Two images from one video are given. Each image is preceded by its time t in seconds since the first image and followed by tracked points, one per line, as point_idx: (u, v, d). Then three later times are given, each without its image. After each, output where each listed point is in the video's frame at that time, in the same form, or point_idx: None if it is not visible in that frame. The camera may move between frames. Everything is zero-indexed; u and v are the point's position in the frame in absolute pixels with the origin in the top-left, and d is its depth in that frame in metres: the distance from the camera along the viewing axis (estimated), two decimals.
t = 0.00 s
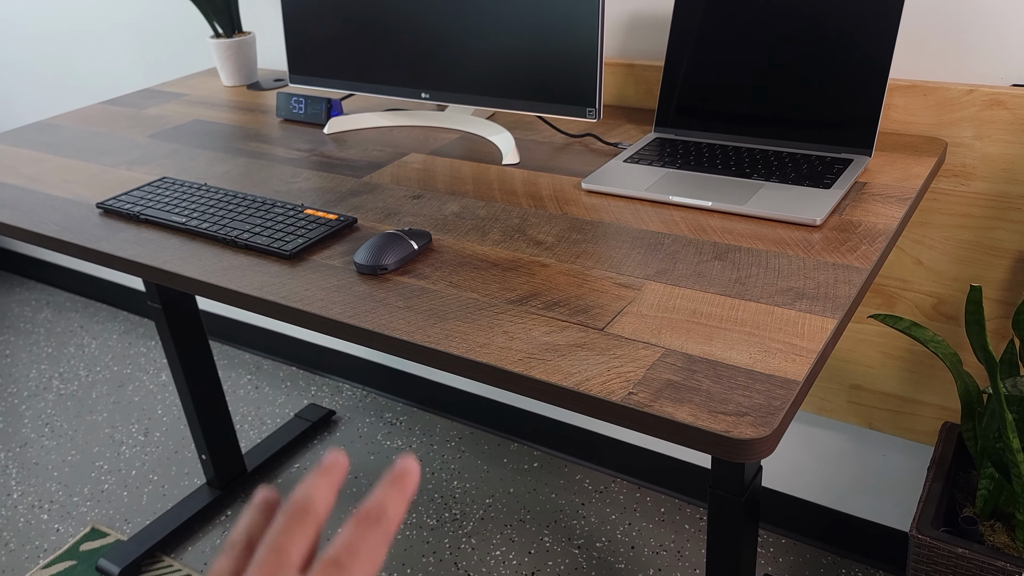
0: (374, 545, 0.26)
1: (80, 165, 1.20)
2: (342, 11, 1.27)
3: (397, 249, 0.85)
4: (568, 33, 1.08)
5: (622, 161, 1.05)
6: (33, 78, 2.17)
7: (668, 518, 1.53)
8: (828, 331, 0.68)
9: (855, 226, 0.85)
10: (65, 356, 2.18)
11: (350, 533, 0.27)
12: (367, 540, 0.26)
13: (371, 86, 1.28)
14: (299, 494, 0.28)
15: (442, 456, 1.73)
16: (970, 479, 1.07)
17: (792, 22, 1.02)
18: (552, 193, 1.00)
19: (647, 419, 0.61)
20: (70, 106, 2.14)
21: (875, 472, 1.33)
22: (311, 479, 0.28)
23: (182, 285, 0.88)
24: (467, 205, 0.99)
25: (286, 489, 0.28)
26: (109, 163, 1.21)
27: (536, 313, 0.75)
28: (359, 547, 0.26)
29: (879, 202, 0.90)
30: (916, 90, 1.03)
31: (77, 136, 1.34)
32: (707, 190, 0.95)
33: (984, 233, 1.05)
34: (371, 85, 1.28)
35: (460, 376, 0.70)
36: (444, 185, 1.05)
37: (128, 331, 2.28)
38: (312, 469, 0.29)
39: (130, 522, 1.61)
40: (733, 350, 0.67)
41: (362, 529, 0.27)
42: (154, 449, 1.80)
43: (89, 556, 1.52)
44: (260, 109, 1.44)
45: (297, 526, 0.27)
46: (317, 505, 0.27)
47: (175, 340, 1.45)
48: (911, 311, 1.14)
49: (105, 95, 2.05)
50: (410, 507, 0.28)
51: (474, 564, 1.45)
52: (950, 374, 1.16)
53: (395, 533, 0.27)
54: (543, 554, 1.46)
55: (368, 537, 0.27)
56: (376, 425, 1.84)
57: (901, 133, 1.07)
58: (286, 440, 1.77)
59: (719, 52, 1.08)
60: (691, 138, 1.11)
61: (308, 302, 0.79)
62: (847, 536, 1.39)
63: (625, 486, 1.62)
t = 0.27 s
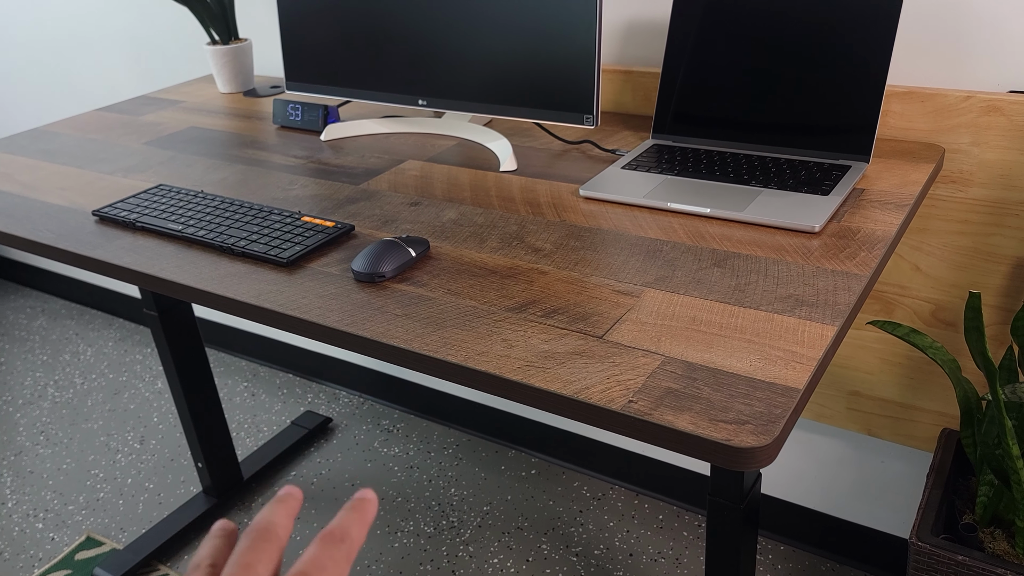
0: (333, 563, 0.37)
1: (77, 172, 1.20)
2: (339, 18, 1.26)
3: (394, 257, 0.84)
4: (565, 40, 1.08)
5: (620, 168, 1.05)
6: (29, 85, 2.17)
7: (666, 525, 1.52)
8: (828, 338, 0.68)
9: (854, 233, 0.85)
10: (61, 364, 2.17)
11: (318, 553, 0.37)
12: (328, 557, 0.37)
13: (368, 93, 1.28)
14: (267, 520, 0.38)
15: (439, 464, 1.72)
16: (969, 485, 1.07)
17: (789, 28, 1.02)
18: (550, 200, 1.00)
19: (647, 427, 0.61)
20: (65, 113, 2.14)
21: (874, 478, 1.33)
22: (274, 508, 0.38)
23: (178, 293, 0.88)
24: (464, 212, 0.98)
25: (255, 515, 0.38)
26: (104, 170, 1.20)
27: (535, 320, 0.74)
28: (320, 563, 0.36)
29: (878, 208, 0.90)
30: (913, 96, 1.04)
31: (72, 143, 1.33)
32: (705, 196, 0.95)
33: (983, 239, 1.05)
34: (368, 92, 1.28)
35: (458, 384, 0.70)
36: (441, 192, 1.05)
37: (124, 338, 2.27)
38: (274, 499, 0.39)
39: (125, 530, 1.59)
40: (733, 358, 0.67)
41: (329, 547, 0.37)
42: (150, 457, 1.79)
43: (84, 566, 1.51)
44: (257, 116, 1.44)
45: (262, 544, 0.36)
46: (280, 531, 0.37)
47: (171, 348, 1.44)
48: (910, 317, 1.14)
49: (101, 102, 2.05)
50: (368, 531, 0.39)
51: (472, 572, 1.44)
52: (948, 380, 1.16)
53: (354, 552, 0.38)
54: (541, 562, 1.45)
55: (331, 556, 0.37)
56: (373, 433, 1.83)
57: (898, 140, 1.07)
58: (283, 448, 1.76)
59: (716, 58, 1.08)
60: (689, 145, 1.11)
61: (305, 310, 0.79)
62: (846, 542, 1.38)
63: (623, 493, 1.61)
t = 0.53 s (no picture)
0: (301, 485, 0.26)
1: (70, 174, 1.19)
2: (333, 19, 1.26)
3: (390, 259, 0.84)
4: (561, 40, 1.07)
5: (616, 169, 1.04)
6: (21, 86, 2.15)
7: (663, 527, 1.52)
8: (826, 341, 0.67)
9: (851, 234, 0.85)
10: (54, 367, 2.16)
11: (277, 471, 0.26)
12: (294, 478, 0.26)
13: (363, 94, 1.27)
14: (222, 437, 0.27)
15: (435, 466, 1.71)
16: (966, 487, 1.07)
17: (786, 29, 1.02)
18: (546, 202, 0.99)
19: (645, 431, 0.60)
20: (59, 114, 2.12)
21: (870, 480, 1.33)
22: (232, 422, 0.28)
23: (172, 296, 0.87)
24: (460, 214, 0.98)
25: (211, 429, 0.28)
26: (98, 172, 1.20)
27: (532, 323, 0.74)
28: (288, 485, 0.26)
29: (875, 209, 0.89)
30: (910, 97, 1.03)
31: (66, 145, 1.32)
32: (702, 198, 0.94)
33: (979, 241, 1.05)
34: (363, 93, 1.28)
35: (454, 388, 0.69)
36: (437, 193, 1.05)
37: (118, 341, 2.26)
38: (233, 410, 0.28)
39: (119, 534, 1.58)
40: (731, 360, 0.66)
41: (290, 466, 0.26)
42: (144, 460, 1.78)
43: (78, 569, 1.50)
44: (251, 117, 1.43)
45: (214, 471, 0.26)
46: (237, 449, 0.27)
47: (166, 350, 1.43)
48: (907, 318, 1.13)
49: (94, 103, 2.04)
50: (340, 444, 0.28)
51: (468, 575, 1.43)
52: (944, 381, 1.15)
53: (323, 470, 0.27)
54: (537, 564, 1.45)
55: (294, 474, 0.26)
56: (368, 435, 1.82)
57: (895, 141, 1.07)
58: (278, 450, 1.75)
59: (712, 59, 1.08)
60: (685, 146, 1.11)
61: (300, 313, 0.78)
62: (842, 544, 1.38)
63: (620, 495, 1.61)
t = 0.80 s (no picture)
0: (277, 540, 0.41)
1: (64, 174, 1.18)
2: (330, 17, 1.25)
3: (387, 258, 0.83)
4: (558, 39, 1.07)
5: (614, 168, 1.04)
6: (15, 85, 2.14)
7: (661, 527, 1.51)
8: (827, 340, 0.67)
9: (851, 233, 0.84)
10: (49, 368, 2.14)
11: (258, 527, 0.41)
12: (272, 533, 0.41)
13: (360, 93, 1.27)
14: (207, 499, 0.43)
15: (432, 466, 1.70)
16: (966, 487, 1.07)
17: (783, 28, 1.02)
18: (544, 201, 0.99)
19: (645, 431, 0.60)
20: (53, 113, 2.11)
21: (869, 479, 1.33)
22: (217, 488, 0.43)
23: (167, 296, 0.86)
24: (458, 213, 0.97)
25: (198, 494, 0.43)
26: (92, 171, 1.19)
27: (530, 323, 0.73)
28: (265, 539, 0.40)
29: (875, 208, 0.89)
30: (908, 95, 1.03)
31: (60, 144, 1.32)
32: (700, 197, 0.94)
33: (978, 239, 1.04)
34: (360, 92, 1.27)
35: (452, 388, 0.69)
36: (434, 193, 1.04)
37: (113, 341, 2.25)
38: (218, 480, 0.44)
39: (115, 535, 1.57)
40: (731, 360, 0.66)
41: (271, 523, 0.41)
42: (139, 461, 1.77)
43: (73, 572, 1.49)
44: (247, 117, 1.42)
45: (206, 525, 0.41)
46: (221, 512, 0.42)
47: (161, 351, 1.42)
48: (905, 317, 1.13)
49: (89, 102, 2.02)
50: (312, 506, 0.43)
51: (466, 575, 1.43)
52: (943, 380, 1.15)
53: (296, 527, 0.42)
54: (535, 565, 1.44)
55: (272, 530, 0.41)
56: (365, 435, 1.82)
57: (893, 139, 1.07)
58: (274, 451, 1.74)
59: (710, 58, 1.08)
60: (683, 145, 1.10)
61: (297, 313, 0.77)
62: (841, 544, 1.38)
63: (618, 495, 1.60)
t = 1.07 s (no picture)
0: (180, 438, 0.26)
1: (60, 175, 1.18)
2: (326, 18, 1.25)
3: (383, 260, 0.83)
4: (555, 40, 1.07)
5: (611, 169, 1.04)
6: (12, 86, 2.14)
7: (658, 529, 1.51)
8: (823, 341, 0.67)
9: (847, 234, 0.84)
10: (45, 369, 2.14)
11: (154, 421, 0.26)
12: (172, 429, 0.26)
13: (356, 95, 1.27)
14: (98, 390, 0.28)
15: (429, 468, 1.70)
16: (962, 488, 1.07)
17: (780, 29, 1.02)
18: (540, 202, 0.99)
19: (641, 433, 0.59)
20: (50, 114, 2.11)
21: (865, 480, 1.33)
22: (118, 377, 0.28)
23: (163, 297, 0.86)
24: (454, 214, 0.97)
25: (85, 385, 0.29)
26: (88, 173, 1.19)
27: (526, 324, 0.73)
28: (163, 438, 0.26)
29: (871, 209, 0.89)
30: (904, 97, 1.03)
31: (56, 145, 1.31)
32: (697, 198, 0.94)
33: (974, 241, 1.04)
34: (356, 93, 1.27)
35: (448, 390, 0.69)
36: (430, 194, 1.04)
37: (110, 343, 2.24)
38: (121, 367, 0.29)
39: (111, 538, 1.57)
40: (727, 361, 0.66)
41: (168, 418, 0.26)
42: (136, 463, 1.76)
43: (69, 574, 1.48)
44: (243, 118, 1.42)
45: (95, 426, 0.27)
46: (122, 403, 0.27)
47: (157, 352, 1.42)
48: (902, 319, 1.13)
49: (86, 103, 2.02)
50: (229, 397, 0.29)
51: None
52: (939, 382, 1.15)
53: (206, 422, 0.27)
54: (532, 566, 1.44)
55: (172, 426, 0.26)
56: (362, 437, 1.82)
57: (890, 140, 1.07)
58: (271, 453, 1.74)
59: (706, 59, 1.08)
60: (680, 146, 1.10)
61: (292, 315, 0.77)
62: (838, 545, 1.38)
63: (615, 496, 1.60)
